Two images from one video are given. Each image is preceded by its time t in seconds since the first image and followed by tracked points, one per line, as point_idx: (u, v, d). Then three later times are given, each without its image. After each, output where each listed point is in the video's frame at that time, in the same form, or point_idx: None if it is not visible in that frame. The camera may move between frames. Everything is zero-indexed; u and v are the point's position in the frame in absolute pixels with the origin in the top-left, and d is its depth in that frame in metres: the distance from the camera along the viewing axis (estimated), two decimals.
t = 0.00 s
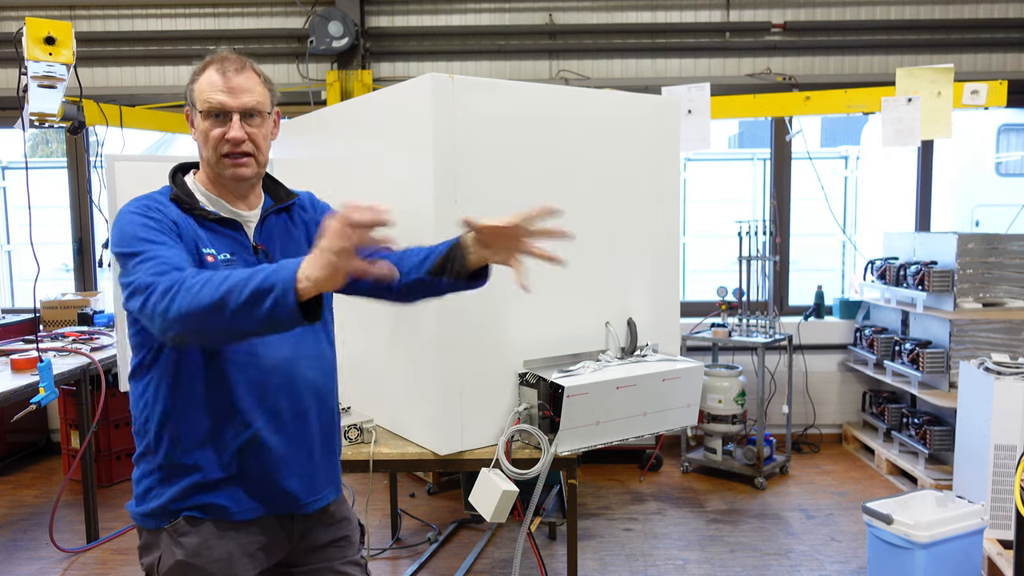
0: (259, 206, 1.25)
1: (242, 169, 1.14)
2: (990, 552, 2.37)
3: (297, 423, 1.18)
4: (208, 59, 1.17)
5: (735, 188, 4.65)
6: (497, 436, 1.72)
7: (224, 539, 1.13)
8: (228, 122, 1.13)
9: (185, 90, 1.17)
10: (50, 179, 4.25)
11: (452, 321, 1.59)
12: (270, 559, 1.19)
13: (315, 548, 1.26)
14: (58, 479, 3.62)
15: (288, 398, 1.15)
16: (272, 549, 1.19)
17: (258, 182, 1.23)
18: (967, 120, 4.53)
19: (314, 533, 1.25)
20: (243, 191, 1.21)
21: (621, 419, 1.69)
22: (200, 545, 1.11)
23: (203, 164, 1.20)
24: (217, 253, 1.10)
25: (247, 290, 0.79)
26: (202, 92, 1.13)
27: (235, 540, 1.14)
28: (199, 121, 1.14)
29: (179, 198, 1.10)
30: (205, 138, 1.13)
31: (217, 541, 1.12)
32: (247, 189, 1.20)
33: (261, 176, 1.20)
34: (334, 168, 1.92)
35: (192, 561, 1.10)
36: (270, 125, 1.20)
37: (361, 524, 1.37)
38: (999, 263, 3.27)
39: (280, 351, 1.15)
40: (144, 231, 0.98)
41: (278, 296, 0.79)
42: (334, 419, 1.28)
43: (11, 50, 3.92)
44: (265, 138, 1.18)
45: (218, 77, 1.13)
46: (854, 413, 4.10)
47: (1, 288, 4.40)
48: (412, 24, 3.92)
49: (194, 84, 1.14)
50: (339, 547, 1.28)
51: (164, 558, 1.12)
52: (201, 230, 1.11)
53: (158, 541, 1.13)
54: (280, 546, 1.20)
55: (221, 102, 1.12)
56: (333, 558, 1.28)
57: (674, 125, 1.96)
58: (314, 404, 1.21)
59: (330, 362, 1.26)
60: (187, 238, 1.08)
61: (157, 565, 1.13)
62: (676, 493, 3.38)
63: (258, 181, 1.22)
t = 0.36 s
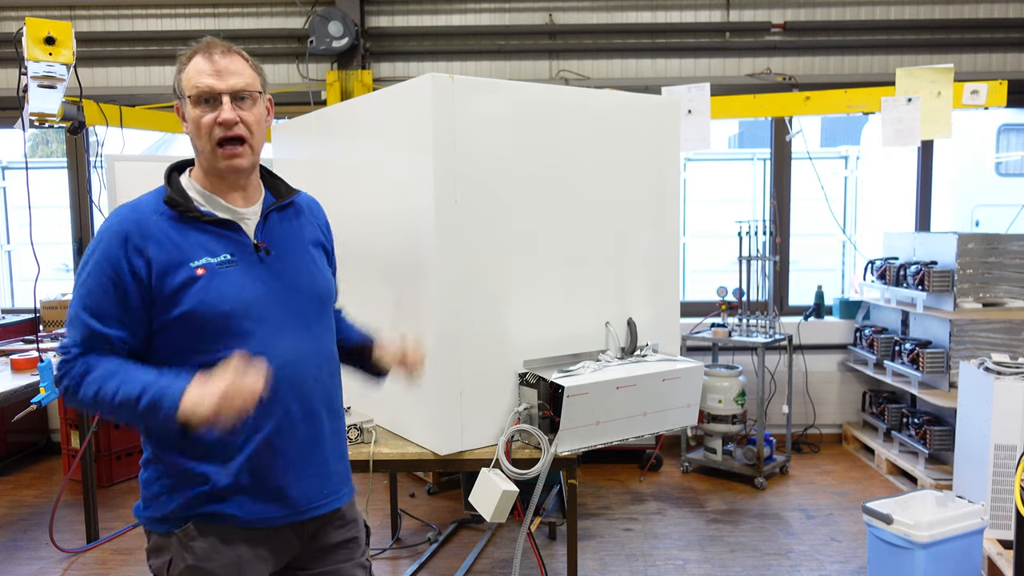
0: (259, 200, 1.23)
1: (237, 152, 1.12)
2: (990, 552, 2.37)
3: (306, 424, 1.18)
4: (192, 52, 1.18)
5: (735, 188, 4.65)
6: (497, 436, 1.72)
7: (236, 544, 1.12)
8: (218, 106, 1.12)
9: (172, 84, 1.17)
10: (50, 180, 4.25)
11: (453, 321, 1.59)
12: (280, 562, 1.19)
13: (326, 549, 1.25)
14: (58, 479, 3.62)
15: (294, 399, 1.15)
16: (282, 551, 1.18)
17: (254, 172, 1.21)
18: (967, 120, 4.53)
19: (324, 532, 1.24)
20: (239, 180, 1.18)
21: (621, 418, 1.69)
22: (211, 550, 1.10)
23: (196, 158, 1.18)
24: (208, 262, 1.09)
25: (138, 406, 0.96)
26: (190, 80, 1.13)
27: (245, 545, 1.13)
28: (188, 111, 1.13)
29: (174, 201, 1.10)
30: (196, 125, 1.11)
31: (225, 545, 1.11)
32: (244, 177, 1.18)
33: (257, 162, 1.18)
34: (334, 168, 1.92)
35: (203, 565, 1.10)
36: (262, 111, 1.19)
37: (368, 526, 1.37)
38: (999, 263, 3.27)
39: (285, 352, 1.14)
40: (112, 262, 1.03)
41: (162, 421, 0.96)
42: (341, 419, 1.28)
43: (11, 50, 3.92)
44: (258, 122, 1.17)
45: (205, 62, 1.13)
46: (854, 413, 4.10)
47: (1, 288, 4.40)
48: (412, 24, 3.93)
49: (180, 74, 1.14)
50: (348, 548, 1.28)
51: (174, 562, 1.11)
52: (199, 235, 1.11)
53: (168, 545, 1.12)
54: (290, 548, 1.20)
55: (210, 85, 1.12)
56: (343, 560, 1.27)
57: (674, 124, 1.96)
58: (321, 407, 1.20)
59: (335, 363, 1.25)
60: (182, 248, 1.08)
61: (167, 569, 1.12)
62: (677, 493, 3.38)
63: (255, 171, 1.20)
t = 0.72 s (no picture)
0: (244, 207, 1.20)
1: (221, 165, 1.12)
2: (990, 552, 2.37)
3: (290, 435, 1.15)
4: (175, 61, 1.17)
5: (735, 188, 4.65)
6: (497, 436, 1.72)
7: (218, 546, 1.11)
8: (202, 117, 1.11)
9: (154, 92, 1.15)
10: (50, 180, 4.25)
11: (451, 323, 1.59)
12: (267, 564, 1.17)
13: (316, 551, 1.24)
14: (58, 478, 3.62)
15: (277, 409, 1.13)
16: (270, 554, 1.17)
17: (239, 181, 1.20)
18: (966, 120, 4.53)
19: (314, 535, 1.23)
20: (224, 190, 1.17)
21: (621, 419, 1.69)
22: (194, 551, 1.09)
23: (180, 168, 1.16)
24: (191, 272, 1.07)
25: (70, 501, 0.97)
26: (172, 90, 1.11)
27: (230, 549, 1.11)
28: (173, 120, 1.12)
29: (155, 215, 1.07)
30: (182, 135, 1.10)
31: (211, 545, 1.10)
32: (229, 186, 1.17)
33: (241, 171, 1.17)
34: (334, 168, 1.92)
35: (187, 566, 1.08)
36: (246, 119, 1.18)
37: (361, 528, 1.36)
38: (999, 263, 3.27)
39: (270, 362, 1.11)
40: (99, 272, 0.99)
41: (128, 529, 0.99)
42: (328, 429, 1.25)
43: (11, 50, 3.93)
44: (242, 132, 1.16)
45: (188, 72, 1.12)
46: (854, 413, 4.10)
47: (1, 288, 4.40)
48: (412, 24, 3.93)
49: (164, 83, 1.12)
50: (338, 552, 1.27)
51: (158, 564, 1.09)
52: (182, 246, 1.08)
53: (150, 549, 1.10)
54: (277, 551, 1.18)
55: (193, 96, 1.11)
56: (333, 562, 1.26)
57: (674, 124, 1.96)
58: (306, 417, 1.18)
59: (321, 372, 1.23)
60: (165, 259, 1.05)
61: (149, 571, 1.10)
62: (676, 493, 3.38)
63: (240, 180, 1.19)
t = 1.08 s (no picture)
0: (240, 206, 1.20)
1: (216, 162, 1.12)
2: (990, 552, 2.37)
3: (278, 437, 1.14)
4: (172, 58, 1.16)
5: (735, 188, 4.65)
6: (497, 436, 1.72)
7: (206, 544, 1.10)
8: (198, 114, 1.11)
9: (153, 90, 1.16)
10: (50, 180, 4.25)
11: (448, 322, 1.58)
12: (259, 563, 1.17)
13: (308, 552, 1.24)
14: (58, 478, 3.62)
15: (264, 410, 1.12)
16: (262, 553, 1.17)
17: (236, 178, 1.19)
18: (966, 120, 4.53)
19: (308, 536, 1.23)
20: (220, 188, 1.17)
21: (621, 419, 1.69)
22: (184, 549, 1.09)
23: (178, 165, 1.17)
24: (179, 272, 1.07)
25: (59, 499, 1.01)
26: (168, 87, 1.11)
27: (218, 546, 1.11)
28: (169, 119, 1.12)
29: (144, 211, 1.07)
30: (177, 134, 1.11)
31: (200, 544, 1.10)
32: (225, 184, 1.16)
33: (237, 169, 1.17)
34: (334, 168, 1.93)
35: (177, 565, 1.08)
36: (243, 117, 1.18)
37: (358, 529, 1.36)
38: (999, 264, 3.27)
39: (258, 362, 1.11)
40: (85, 273, 1.00)
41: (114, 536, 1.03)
42: (321, 431, 1.24)
43: (11, 50, 3.93)
44: (239, 130, 1.15)
45: (184, 69, 1.11)
46: (854, 413, 4.10)
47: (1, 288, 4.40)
48: (412, 24, 3.93)
49: (160, 81, 1.12)
50: (333, 553, 1.26)
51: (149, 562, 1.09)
52: (172, 246, 1.08)
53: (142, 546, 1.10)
54: (270, 550, 1.18)
55: (189, 93, 1.11)
56: (326, 563, 1.26)
57: (674, 124, 1.96)
58: (297, 418, 1.17)
59: (314, 373, 1.21)
60: (153, 258, 1.06)
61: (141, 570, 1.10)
62: (676, 493, 3.38)
63: (236, 178, 1.19)
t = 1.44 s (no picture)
0: (240, 206, 1.20)
1: (232, 169, 1.11)
2: (990, 552, 2.37)
3: (280, 437, 1.14)
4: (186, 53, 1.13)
5: (735, 188, 4.65)
6: (497, 436, 1.72)
7: (206, 545, 1.10)
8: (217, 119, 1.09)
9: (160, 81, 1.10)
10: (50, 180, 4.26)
11: (449, 323, 1.59)
12: (260, 565, 1.17)
13: (308, 553, 1.24)
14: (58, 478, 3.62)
15: (266, 410, 1.12)
16: (263, 555, 1.17)
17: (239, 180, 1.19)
18: (966, 120, 4.53)
19: (308, 537, 1.23)
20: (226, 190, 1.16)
21: (621, 418, 1.69)
22: (186, 551, 1.09)
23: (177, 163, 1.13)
24: (181, 271, 1.07)
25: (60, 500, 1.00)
26: (188, 87, 1.08)
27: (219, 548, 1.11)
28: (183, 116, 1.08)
29: (147, 212, 1.06)
30: (195, 135, 1.08)
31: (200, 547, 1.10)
32: (231, 187, 1.16)
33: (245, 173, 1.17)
34: (334, 168, 1.93)
35: (178, 566, 1.09)
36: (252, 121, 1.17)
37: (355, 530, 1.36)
38: (999, 263, 3.28)
39: (259, 362, 1.11)
40: (87, 273, 1.00)
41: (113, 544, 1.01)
42: (322, 431, 1.24)
43: (11, 50, 3.93)
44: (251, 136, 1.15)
45: (205, 70, 1.08)
46: (854, 413, 4.10)
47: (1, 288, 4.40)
48: (412, 24, 3.93)
49: (178, 77, 1.08)
50: (332, 553, 1.26)
51: (151, 563, 1.10)
52: (173, 245, 1.08)
53: (144, 547, 1.11)
54: (271, 551, 1.18)
55: (213, 97, 1.08)
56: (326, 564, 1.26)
57: (674, 124, 1.97)
58: (299, 418, 1.18)
59: (314, 373, 1.22)
60: (155, 257, 1.05)
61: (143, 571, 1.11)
62: (676, 493, 3.38)
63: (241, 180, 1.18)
